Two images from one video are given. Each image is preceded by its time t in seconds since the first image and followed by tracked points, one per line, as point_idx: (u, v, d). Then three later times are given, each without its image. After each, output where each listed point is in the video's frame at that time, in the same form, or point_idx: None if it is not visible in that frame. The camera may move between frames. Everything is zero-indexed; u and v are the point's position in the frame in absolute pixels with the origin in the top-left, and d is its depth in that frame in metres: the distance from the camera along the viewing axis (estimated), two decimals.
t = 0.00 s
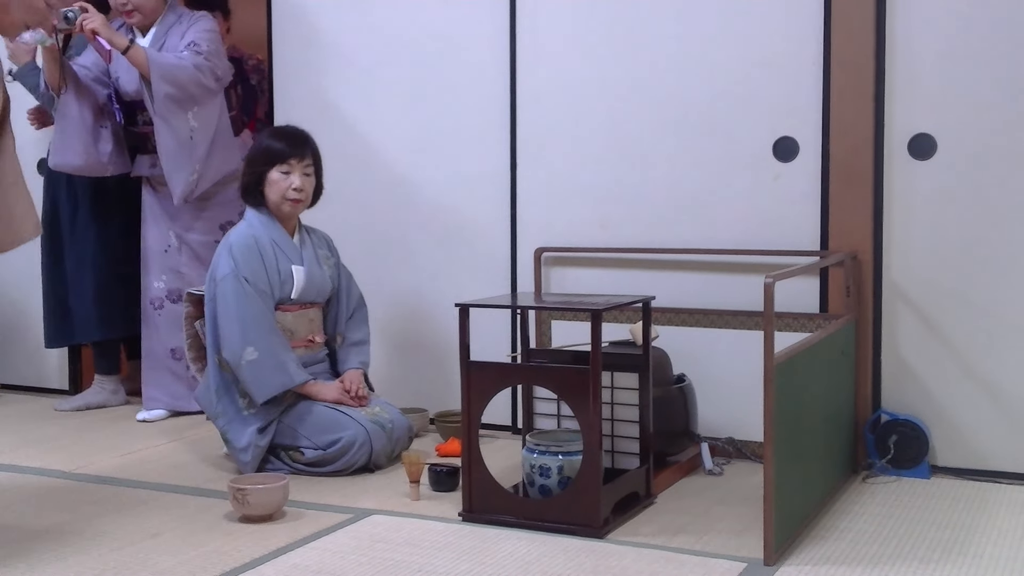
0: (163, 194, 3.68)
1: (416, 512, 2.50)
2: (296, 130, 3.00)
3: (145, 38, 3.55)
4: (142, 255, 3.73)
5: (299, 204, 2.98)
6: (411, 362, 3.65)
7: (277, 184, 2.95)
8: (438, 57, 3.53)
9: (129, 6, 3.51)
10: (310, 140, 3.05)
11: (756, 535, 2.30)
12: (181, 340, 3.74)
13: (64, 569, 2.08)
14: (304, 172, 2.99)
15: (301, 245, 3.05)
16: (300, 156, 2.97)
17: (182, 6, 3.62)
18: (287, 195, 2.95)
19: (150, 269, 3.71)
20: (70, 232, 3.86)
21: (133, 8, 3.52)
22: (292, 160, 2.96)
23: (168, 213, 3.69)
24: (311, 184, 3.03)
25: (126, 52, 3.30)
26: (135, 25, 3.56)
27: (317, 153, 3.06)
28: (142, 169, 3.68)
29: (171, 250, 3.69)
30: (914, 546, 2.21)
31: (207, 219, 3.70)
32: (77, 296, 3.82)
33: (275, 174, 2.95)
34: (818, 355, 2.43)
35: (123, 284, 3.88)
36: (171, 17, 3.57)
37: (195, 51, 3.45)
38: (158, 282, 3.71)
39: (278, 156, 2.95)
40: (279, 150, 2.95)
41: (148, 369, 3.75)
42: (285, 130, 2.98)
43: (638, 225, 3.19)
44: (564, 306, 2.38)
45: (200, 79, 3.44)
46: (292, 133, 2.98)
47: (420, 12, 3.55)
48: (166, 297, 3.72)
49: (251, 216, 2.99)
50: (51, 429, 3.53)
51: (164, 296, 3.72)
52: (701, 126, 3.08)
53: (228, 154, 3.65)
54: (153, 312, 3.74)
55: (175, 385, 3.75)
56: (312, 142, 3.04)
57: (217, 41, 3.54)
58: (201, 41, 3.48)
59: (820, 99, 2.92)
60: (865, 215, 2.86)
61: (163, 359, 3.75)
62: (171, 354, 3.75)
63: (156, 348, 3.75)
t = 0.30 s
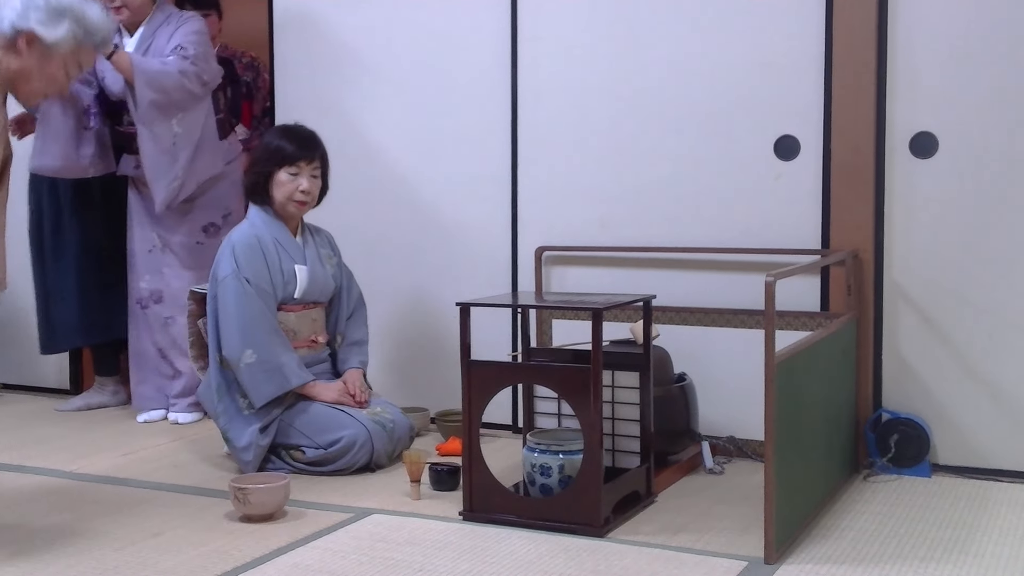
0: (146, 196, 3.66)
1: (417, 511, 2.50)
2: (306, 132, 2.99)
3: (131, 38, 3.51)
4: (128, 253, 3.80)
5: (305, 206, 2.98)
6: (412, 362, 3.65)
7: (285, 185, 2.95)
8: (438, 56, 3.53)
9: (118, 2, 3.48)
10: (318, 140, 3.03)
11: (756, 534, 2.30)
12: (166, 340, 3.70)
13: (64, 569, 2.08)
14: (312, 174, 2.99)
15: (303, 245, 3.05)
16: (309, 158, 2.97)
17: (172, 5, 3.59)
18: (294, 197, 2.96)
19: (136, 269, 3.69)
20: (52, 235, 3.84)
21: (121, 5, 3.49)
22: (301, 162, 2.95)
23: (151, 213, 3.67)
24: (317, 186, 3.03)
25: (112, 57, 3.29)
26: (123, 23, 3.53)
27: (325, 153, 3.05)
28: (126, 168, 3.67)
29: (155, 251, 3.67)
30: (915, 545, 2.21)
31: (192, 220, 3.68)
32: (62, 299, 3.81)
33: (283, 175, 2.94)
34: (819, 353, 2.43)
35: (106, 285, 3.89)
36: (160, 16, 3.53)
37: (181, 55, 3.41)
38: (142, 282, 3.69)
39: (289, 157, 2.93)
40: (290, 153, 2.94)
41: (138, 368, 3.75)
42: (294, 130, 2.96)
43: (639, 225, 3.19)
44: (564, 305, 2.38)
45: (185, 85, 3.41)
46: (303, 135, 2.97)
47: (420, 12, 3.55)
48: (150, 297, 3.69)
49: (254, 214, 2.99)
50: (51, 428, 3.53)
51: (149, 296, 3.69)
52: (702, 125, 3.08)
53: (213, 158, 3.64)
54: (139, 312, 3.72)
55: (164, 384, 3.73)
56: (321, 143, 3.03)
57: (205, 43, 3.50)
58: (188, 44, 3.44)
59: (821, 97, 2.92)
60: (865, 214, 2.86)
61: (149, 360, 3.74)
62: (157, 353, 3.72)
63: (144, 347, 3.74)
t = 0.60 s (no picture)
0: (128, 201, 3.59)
1: (416, 511, 2.50)
2: (310, 136, 2.98)
3: (113, 42, 3.51)
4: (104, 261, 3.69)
5: (305, 210, 2.97)
6: (411, 362, 3.65)
7: (286, 189, 2.94)
8: (437, 57, 3.53)
9: (97, 6, 3.45)
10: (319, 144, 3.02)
11: (755, 532, 2.30)
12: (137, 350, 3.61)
13: (64, 570, 2.08)
14: (312, 178, 2.99)
15: (301, 246, 3.05)
16: (311, 162, 2.97)
17: (154, 8, 3.58)
18: (295, 202, 2.95)
19: (111, 275, 3.60)
20: (32, 246, 3.80)
21: (101, 8, 3.46)
22: (304, 166, 2.95)
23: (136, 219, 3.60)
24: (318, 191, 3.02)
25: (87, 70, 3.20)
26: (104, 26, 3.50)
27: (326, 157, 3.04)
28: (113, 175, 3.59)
29: (135, 256, 3.59)
30: (915, 543, 2.21)
31: (179, 225, 3.66)
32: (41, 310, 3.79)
33: (285, 178, 2.94)
34: (818, 351, 2.43)
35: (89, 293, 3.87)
36: (141, 20, 3.52)
37: (161, 64, 3.40)
38: (117, 288, 3.59)
39: (290, 161, 2.93)
40: (293, 156, 2.93)
41: (101, 378, 3.61)
42: (296, 133, 2.96)
43: (638, 223, 3.19)
44: (564, 303, 2.38)
45: (165, 95, 3.40)
46: (305, 137, 2.97)
47: (419, 12, 3.55)
48: (125, 303, 3.59)
49: (253, 216, 2.99)
50: (50, 430, 3.53)
51: (124, 303, 3.59)
52: (700, 123, 3.08)
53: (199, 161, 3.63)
54: (109, 320, 3.61)
55: (129, 396, 3.62)
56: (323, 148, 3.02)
57: (187, 49, 3.49)
58: (168, 51, 3.43)
59: (819, 95, 2.92)
60: (862, 212, 2.86)
61: (115, 369, 3.61)
62: (125, 364, 3.61)
63: (111, 358, 3.61)
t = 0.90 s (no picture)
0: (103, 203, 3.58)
1: (417, 511, 2.50)
2: (313, 138, 2.97)
3: (75, 41, 3.49)
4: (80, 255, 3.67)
5: (306, 213, 2.98)
6: (411, 361, 3.65)
7: (287, 191, 2.94)
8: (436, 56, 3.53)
9: (59, 5, 3.42)
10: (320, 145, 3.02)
11: (755, 531, 2.30)
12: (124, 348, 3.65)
13: (64, 571, 2.08)
14: (314, 181, 2.99)
15: (300, 247, 3.05)
16: (314, 166, 2.96)
17: (115, 6, 3.57)
18: (297, 204, 2.95)
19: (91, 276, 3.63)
20: None
21: (63, 8, 3.43)
22: (306, 169, 2.95)
23: (107, 220, 3.59)
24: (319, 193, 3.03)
25: (53, 67, 3.28)
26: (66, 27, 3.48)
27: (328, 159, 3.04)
28: (77, 175, 3.56)
29: (111, 256, 3.60)
30: (916, 541, 2.21)
31: (150, 225, 3.63)
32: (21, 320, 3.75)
33: (287, 181, 2.94)
34: (818, 350, 2.43)
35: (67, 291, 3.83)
36: (104, 18, 3.51)
37: (126, 60, 3.42)
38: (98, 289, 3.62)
39: (293, 164, 2.92)
40: (296, 159, 2.92)
41: (92, 379, 3.65)
42: (298, 135, 2.95)
43: (637, 223, 3.19)
44: (563, 303, 2.38)
45: (131, 89, 3.41)
46: (308, 139, 2.96)
47: (419, 12, 3.55)
48: (107, 303, 3.63)
49: (252, 218, 2.99)
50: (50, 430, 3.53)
51: (106, 302, 3.63)
52: (699, 122, 3.08)
53: (170, 158, 3.62)
54: (94, 321, 3.65)
55: (119, 396, 3.64)
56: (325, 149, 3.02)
57: (152, 45, 3.51)
58: (133, 47, 3.45)
59: (819, 95, 2.92)
60: (862, 211, 2.86)
61: (105, 368, 3.65)
62: (114, 363, 3.65)
63: (100, 358, 3.65)
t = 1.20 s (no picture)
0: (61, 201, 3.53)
1: (417, 509, 2.51)
2: (310, 136, 2.97)
3: (47, 37, 3.46)
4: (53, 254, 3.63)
5: (306, 210, 2.98)
6: (411, 360, 3.65)
7: (287, 189, 2.94)
8: (435, 54, 3.53)
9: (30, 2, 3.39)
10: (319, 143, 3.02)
11: (755, 530, 2.30)
12: (110, 341, 3.67)
13: (63, 569, 2.07)
14: (314, 178, 2.99)
15: (300, 246, 3.05)
16: (313, 163, 2.96)
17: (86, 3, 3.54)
18: (296, 202, 2.95)
19: (69, 271, 3.58)
20: None
21: (35, 5, 3.40)
22: (305, 166, 2.95)
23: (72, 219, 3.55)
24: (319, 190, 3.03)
25: (24, 56, 3.27)
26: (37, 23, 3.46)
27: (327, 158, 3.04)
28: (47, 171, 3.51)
29: (89, 251, 3.59)
30: (916, 540, 2.21)
31: (121, 223, 3.65)
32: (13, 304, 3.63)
33: (286, 178, 2.94)
34: (818, 350, 2.43)
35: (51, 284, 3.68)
36: (74, 15, 3.48)
37: (97, 52, 3.37)
38: (78, 285, 3.59)
39: (292, 161, 2.92)
40: (295, 157, 2.93)
41: (77, 375, 3.64)
42: (297, 134, 2.95)
43: (637, 222, 3.19)
44: (563, 303, 2.38)
45: (101, 81, 3.37)
46: (307, 137, 2.97)
47: (418, 12, 3.55)
48: (89, 298, 3.61)
49: (253, 217, 2.98)
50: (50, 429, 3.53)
51: (88, 298, 3.61)
52: (698, 121, 3.08)
53: (127, 154, 3.59)
54: (73, 316, 3.61)
55: (107, 388, 3.66)
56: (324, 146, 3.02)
57: (123, 40, 3.48)
58: (103, 41, 3.41)
59: (818, 94, 2.92)
60: (863, 210, 2.86)
61: (92, 365, 3.65)
62: (99, 356, 3.66)
63: (84, 353, 3.63)
